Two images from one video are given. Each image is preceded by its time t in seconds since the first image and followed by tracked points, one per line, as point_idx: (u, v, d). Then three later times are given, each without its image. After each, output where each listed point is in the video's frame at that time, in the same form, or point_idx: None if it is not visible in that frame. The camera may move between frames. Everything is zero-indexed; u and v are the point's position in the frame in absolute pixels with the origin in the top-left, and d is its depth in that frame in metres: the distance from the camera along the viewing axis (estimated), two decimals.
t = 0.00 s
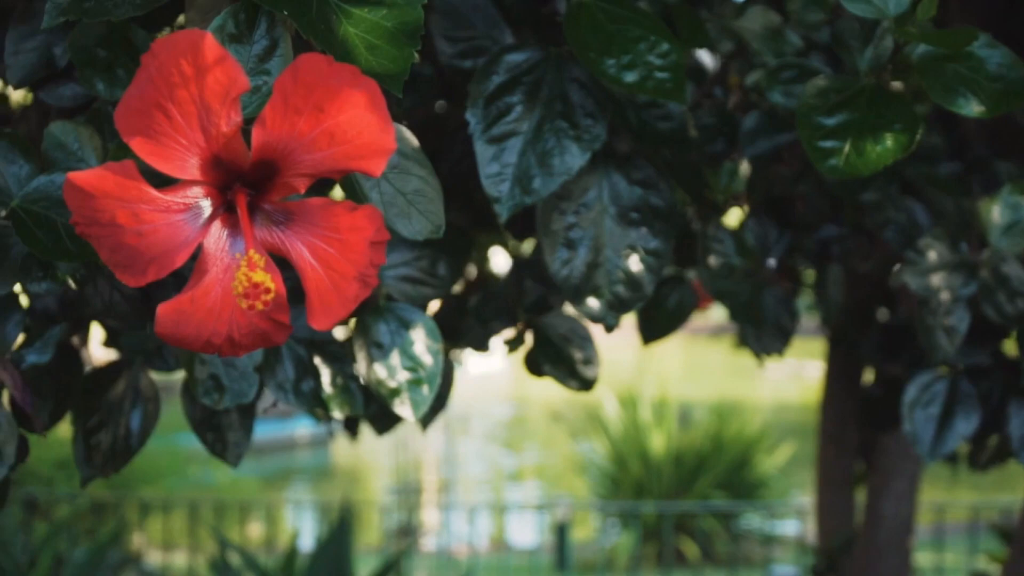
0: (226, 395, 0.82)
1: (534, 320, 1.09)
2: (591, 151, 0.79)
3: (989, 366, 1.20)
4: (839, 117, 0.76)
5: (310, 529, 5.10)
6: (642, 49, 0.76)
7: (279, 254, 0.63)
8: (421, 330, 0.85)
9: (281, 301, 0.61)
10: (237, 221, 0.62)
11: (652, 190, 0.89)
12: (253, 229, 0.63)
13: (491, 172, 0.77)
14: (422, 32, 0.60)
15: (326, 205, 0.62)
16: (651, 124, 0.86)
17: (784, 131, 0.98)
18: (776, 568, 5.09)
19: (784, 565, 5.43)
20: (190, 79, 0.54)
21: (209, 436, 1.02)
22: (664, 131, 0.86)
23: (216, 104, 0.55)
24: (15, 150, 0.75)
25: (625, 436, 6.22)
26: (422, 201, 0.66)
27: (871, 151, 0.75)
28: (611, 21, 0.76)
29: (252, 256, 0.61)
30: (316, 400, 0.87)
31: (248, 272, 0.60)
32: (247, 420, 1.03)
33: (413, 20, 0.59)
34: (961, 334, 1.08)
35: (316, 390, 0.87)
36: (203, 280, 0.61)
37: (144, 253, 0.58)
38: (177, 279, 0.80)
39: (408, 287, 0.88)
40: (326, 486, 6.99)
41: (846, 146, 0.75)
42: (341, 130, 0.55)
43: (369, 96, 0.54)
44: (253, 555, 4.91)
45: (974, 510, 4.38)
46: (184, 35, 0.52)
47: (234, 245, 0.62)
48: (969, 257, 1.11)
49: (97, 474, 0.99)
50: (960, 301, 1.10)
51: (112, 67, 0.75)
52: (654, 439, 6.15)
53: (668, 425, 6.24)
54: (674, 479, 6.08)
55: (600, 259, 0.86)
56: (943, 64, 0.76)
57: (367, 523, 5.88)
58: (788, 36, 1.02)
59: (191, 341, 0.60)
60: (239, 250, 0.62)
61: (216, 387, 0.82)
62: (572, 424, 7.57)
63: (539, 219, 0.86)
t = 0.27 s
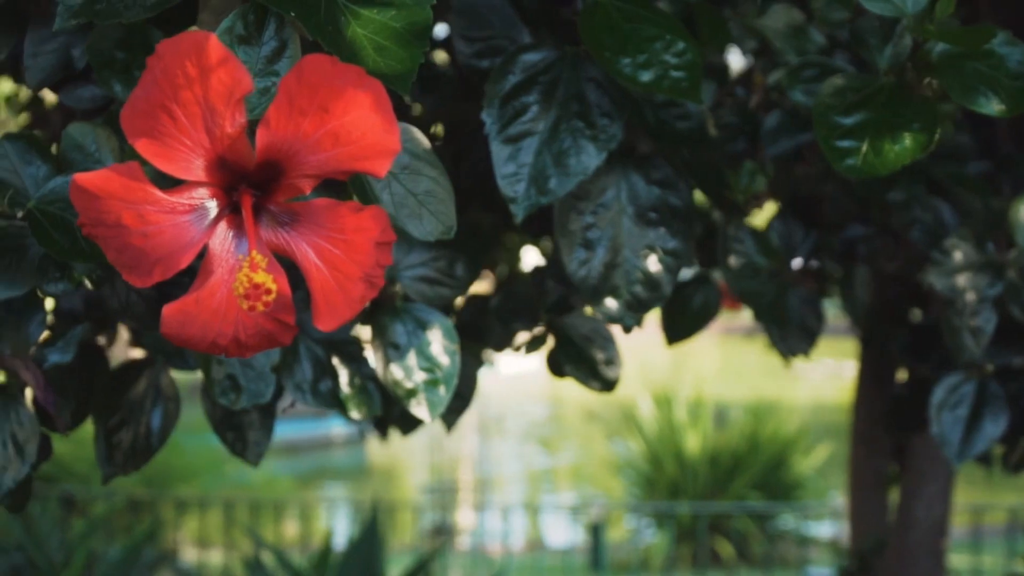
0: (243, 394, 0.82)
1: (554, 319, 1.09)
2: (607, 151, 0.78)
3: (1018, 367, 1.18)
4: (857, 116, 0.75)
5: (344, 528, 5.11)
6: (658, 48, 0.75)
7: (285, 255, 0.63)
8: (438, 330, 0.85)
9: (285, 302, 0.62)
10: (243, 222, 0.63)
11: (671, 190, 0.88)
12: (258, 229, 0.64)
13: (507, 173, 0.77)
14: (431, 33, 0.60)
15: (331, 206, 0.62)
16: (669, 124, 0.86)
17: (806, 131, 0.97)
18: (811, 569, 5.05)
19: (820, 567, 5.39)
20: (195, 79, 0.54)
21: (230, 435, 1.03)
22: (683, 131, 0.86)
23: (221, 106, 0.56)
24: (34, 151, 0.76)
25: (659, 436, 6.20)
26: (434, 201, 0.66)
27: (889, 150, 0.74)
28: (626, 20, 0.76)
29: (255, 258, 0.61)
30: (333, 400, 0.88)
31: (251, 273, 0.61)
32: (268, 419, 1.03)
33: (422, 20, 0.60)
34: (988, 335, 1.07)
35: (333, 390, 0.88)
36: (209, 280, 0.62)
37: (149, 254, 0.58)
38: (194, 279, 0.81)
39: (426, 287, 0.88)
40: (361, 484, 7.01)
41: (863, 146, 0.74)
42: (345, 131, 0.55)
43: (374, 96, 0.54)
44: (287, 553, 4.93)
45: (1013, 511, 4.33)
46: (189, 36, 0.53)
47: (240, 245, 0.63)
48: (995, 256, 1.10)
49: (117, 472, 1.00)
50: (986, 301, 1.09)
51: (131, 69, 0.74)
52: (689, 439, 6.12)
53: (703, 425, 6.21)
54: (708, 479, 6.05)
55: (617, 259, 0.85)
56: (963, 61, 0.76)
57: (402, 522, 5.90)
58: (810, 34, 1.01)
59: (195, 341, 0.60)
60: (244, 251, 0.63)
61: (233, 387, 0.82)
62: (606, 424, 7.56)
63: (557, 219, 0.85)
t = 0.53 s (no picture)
0: (263, 395, 0.82)
1: (579, 320, 1.08)
2: (626, 150, 0.78)
3: None
4: (879, 115, 0.74)
5: (385, 527, 5.12)
6: (676, 47, 0.74)
7: (291, 257, 0.63)
8: (458, 332, 0.85)
9: (292, 302, 0.62)
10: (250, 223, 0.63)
11: (693, 190, 0.87)
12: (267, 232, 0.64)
13: (526, 173, 0.76)
14: (440, 33, 0.59)
15: (336, 207, 0.62)
16: (690, 122, 0.85)
17: (831, 131, 0.96)
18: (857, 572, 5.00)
19: (865, 569, 5.34)
20: (198, 81, 0.55)
21: (254, 435, 1.03)
22: (706, 131, 0.86)
23: (224, 108, 0.56)
24: (54, 152, 0.77)
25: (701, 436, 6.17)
26: (447, 202, 0.66)
27: (912, 148, 0.73)
28: (643, 20, 0.75)
29: (255, 260, 0.61)
30: (355, 402, 0.88)
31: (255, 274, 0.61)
32: (293, 419, 1.04)
33: (431, 21, 0.59)
34: (1019, 337, 1.06)
35: (354, 392, 0.87)
36: (215, 282, 0.62)
37: (156, 255, 0.59)
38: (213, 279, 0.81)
39: (446, 288, 0.87)
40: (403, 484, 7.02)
41: (885, 144, 0.73)
42: (349, 131, 0.55)
43: (378, 96, 0.54)
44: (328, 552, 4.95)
45: None
46: (194, 39, 0.54)
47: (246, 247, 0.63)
48: None
49: (143, 471, 1.01)
50: (1018, 302, 1.07)
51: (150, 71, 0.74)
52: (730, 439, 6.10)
53: (745, 426, 6.18)
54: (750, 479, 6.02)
55: (639, 260, 0.85)
56: (986, 60, 0.74)
57: (444, 522, 5.90)
58: (837, 33, 1.00)
59: (202, 342, 0.61)
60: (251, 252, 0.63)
61: (253, 388, 0.81)
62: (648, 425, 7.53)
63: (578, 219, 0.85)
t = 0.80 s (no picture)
0: (281, 395, 0.82)
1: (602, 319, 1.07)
2: (643, 150, 0.77)
3: None
4: (899, 114, 0.74)
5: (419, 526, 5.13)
6: (694, 46, 0.73)
7: (299, 257, 0.63)
8: (475, 332, 0.84)
9: (298, 303, 0.62)
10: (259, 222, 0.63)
11: (712, 190, 0.87)
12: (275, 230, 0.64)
13: (543, 173, 0.76)
14: (451, 34, 0.59)
15: (341, 207, 0.62)
16: (710, 122, 0.85)
17: (853, 130, 0.96)
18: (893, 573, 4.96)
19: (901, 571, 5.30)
20: (204, 82, 0.54)
21: (276, 434, 1.03)
22: (725, 131, 0.85)
23: (231, 108, 0.56)
24: (72, 154, 0.76)
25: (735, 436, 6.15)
26: (461, 202, 0.66)
27: (931, 148, 0.72)
28: (660, 19, 0.75)
29: (259, 260, 0.61)
30: (374, 402, 0.88)
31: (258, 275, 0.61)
32: (315, 419, 1.04)
33: (443, 21, 0.59)
34: None
35: (373, 392, 0.88)
36: (223, 281, 0.62)
37: (163, 256, 0.60)
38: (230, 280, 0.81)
39: (464, 288, 0.87)
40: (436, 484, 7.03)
41: (905, 143, 0.72)
42: (355, 131, 0.55)
43: (385, 95, 0.54)
44: (363, 551, 4.96)
45: None
46: (200, 39, 0.53)
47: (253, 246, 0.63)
48: None
49: (166, 471, 1.00)
50: None
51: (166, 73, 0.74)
52: (765, 440, 6.07)
53: (780, 426, 6.15)
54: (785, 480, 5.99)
55: (657, 261, 0.84)
56: (1007, 58, 0.73)
57: (477, 522, 5.90)
58: (861, 31, 0.99)
59: (210, 341, 0.61)
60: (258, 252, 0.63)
61: (270, 387, 0.82)
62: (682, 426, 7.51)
63: (596, 220, 0.84)
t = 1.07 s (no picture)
0: (303, 395, 0.82)
1: (630, 321, 1.07)
2: (665, 150, 0.76)
3: None
4: (923, 113, 0.73)
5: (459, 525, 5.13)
6: (714, 45, 0.73)
7: (310, 258, 0.63)
8: (497, 333, 0.84)
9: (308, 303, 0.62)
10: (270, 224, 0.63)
11: (736, 190, 0.86)
12: (286, 233, 0.64)
13: (563, 174, 0.75)
14: (465, 34, 0.59)
15: (350, 208, 0.61)
16: (734, 121, 0.84)
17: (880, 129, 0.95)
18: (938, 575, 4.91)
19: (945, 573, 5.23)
20: (212, 84, 0.55)
21: (303, 434, 1.03)
22: (747, 130, 0.84)
23: (238, 109, 0.56)
24: (94, 156, 0.78)
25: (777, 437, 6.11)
26: (476, 204, 0.66)
27: (953, 147, 0.71)
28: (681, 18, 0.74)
29: (265, 261, 0.61)
30: (396, 402, 0.88)
31: (264, 275, 0.61)
32: (341, 420, 1.04)
33: (457, 22, 0.59)
34: None
35: (396, 392, 0.88)
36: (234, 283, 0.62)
37: (173, 257, 0.60)
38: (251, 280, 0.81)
39: (487, 288, 0.87)
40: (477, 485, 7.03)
41: (928, 143, 0.72)
42: (363, 132, 0.55)
43: (393, 96, 0.54)
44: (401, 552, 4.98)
45: None
46: (207, 41, 0.54)
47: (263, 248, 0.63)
48: None
49: (194, 471, 1.01)
50: None
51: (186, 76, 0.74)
52: (807, 440, 6.03)
53: (822, 426, 6.11)
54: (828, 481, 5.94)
55: (680, 261, 0.84)
56: None
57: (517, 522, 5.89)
58: (888, 29, 0.98)
59: (221, 343, 0.61)
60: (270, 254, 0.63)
61: (292, 387, 0.82)
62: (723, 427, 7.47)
63: (618, 221, 0.84)
